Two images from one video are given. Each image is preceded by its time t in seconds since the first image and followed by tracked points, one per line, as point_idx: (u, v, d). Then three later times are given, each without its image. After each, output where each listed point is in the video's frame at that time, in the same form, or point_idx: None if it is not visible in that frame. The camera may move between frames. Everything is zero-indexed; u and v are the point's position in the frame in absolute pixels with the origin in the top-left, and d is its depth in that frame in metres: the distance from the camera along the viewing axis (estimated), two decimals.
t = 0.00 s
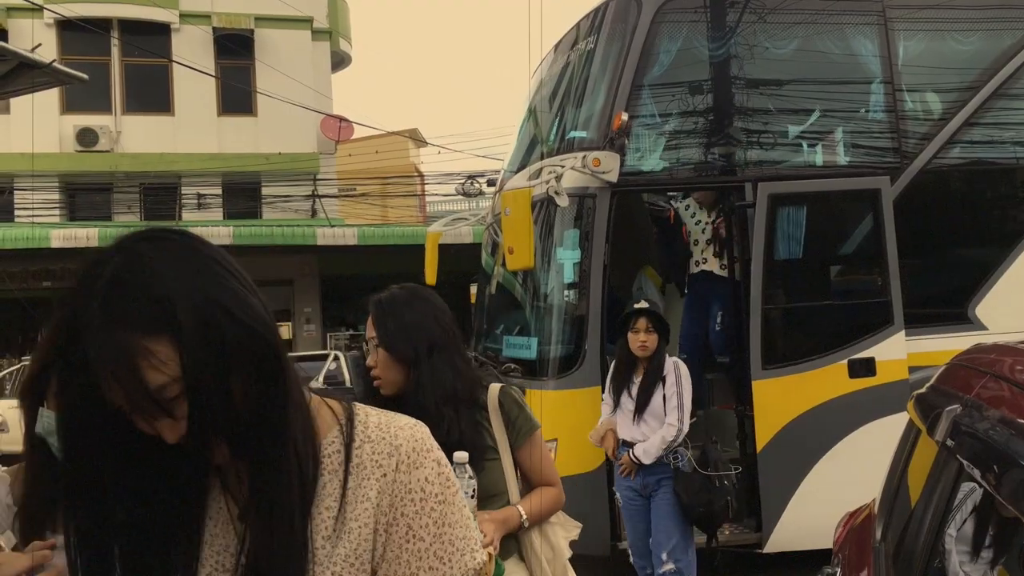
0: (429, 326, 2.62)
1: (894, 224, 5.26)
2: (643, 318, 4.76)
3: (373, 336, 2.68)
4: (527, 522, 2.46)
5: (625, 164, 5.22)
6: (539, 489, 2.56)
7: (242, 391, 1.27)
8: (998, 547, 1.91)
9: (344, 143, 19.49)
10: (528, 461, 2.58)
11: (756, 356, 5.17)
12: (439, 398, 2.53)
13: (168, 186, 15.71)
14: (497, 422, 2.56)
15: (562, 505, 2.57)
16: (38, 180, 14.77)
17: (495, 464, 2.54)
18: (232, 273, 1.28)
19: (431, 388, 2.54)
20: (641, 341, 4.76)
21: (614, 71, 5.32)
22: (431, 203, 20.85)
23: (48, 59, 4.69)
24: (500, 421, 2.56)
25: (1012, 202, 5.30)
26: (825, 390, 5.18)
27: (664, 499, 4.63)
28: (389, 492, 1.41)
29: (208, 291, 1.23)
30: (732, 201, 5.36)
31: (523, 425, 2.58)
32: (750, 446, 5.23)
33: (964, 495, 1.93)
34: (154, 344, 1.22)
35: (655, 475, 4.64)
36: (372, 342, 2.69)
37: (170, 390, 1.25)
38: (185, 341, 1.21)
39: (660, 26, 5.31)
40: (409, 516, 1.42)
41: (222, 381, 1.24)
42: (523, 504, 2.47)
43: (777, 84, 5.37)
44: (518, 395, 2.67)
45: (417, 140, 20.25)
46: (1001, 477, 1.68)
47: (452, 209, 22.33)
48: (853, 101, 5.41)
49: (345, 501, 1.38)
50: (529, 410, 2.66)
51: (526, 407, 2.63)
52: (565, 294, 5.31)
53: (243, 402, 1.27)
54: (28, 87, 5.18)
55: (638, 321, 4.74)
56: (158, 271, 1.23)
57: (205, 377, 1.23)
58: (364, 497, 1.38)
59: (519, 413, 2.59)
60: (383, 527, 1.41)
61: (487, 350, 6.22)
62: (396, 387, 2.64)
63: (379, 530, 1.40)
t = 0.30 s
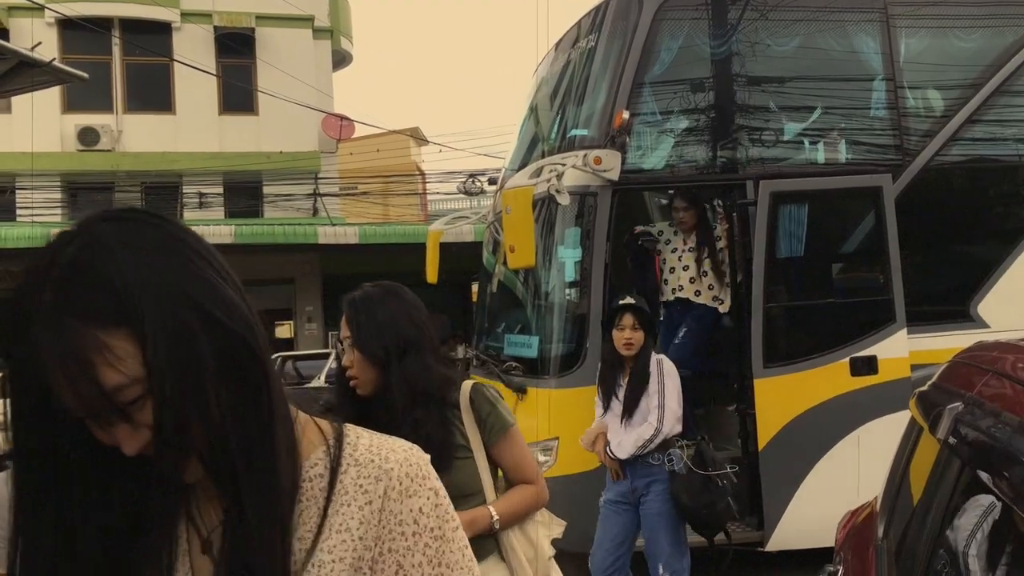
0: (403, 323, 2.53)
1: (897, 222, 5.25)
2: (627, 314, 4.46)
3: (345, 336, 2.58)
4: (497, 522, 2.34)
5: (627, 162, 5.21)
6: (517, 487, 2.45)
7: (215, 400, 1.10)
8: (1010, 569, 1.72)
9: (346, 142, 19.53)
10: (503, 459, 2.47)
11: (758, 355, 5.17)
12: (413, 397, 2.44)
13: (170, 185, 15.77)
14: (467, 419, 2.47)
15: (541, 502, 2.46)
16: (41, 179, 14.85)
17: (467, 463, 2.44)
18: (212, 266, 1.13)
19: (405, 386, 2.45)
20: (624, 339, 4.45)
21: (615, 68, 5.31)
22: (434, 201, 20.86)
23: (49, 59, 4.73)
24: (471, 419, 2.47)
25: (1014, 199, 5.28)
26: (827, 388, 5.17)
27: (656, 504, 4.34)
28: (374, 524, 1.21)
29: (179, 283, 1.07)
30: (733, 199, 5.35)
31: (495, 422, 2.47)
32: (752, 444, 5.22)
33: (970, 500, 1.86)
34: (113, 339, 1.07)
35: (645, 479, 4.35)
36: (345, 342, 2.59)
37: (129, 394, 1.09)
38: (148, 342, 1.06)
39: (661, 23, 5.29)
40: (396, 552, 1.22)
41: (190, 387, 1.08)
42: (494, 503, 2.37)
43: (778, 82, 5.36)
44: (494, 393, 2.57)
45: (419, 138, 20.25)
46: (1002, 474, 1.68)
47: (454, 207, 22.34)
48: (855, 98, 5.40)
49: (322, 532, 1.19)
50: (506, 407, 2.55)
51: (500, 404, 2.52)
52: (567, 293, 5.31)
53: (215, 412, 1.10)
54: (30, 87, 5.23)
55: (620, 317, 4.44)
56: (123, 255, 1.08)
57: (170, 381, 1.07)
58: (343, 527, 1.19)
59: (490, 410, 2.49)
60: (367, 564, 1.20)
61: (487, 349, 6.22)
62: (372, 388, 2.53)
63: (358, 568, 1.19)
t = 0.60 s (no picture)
0: (387, 325, 2.34)
1: (899, 220, 5.25)
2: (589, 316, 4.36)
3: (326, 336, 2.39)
4: (473, 532, 2.14)
5: (629, 160, 5.20)
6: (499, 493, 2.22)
7: (152, 403, 0.96)
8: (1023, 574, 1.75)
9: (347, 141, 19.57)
10: (484, 464, 2.23)
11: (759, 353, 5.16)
12: (395, 405, 2.27)
13: (171, 184, 15.81)
14: (449, 420, 2.25)
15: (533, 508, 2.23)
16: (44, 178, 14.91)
17: (447, 468, 2.23)
18: (159, 254, 0.99)
19: (388, 392, 2.28)
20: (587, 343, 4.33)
21: (617, 66, 5.29)
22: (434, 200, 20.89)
23: (51, 56, 4.70)
24: (448, 423, 2.24)
25: (1017, 197, 5.27)
26: (829, 386, 5.16)
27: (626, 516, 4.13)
28: (334, 548, 1.12)
29: (111, 266, 0.94)
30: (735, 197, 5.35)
31: (472, 424, 2.23)
32: (754, 443, 5.22)
33: (999, 531, 1.75)
34: (30, 330, 0.95)
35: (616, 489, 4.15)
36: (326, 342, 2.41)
37: (49, 393, 0.96)
38: (70, 337, 0.93)
39: (663, 21, 5.28)
40: None
41: (122, 389, 0.95)
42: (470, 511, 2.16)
43: (780, 80, 5.35)
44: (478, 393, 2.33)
45: (420, 137, 20.28)
46: (1005, 473, 1.67)
47: (454, 206, 22.38)
48: (857, 96, 5.39)
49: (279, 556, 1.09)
50: (490, 407, 2.31)
51: (482, 405, 2.28)
52: (569, 291, 5.30)
53: (151, 416, 0.96)
54: (32, 83, 5.21)
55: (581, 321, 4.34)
56: (49, 234, 0.95)
57: (97, 381, 0.93)
58: (302, 552, 1.09)
59: (467, 412, 2.25)
60: None
61: (488, 348, 6.23)
62: (355, 394, 2.36)
63: None
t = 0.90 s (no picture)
0: (377, 321, 2.16)
1: (903, 219, 5.24)
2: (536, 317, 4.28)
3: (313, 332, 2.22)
4: (449, 542, 2.03)
5: (632, 159, 5.20)
6: (482, 502, 2.10)
7: (75, 400, 0.88)
8: None
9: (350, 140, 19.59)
10: (465, 471, 2.11)
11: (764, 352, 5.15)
12: (384, 408, 2.11)
13: (175, 184, 15.83)
14: (430, 423, 2.13)
15: (513, 520, 2.09)
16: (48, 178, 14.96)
17: (428, 473, 2.12)
18: (87, 241, 0.93)
19: (376, 393, 2.12)
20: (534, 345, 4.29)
21: (620, 65, 5.29)
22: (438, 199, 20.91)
23: (55, 56, 4.71)
24: (429, 426, 2.13)
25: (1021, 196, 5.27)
26: (833, 386, 5.15)
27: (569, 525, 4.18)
28: None
29: (33, 253, 0.88)
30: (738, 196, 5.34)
31: (454, 428, 2.11)
32: (757, 442, 5.21)
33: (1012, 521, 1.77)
34: None
35: (560, 498, 4.19)
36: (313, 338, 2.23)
37: None
38: None
39: (666, 20, 5.27)
40: None
41: (37, 382, 0.86)
42: (447, 520, 2.05)
43: (784, 78, 5.34)
44: (464, 396, 2.21)
45: (423, 136, 20.28)
46: (1009, 472, 1.67)
47: (457, 205, 22.41)
48: (861, 94, 5.38)
49: None
50: (475, 410, 2.19)
51: (464, 407, 2.15)
52: (572, 290, 5.30)
53: (72, 428, 0.88)
54: (37, 83, 5.22)
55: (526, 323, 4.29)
56: None
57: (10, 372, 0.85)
58: None
59: (449, 416, 2.12)
60: None
61: (492, 347, 6.22)
62: (346, 392, 2.18)
63: None
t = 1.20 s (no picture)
0: (370, 321, 2.01)
1: (904, 219, 5.23)
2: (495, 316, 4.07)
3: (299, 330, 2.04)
4: (424, 559, 1.95)
5: (633, 159, 5.20)
6: (462, 520, 2.00)
7: None
8: None
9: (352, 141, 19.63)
10: (446, 485, 1.99)
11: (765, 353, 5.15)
12: (374, 413, 1.97)
13: (176, 184, 15.85)
14: (414, 433, 1.99)
15: (493, 542, 1.99)
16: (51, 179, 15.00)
17: (408, 485, 1.99)
18: None
19: (367, 397, 1.97)
20: (492, 346, 4.08)
21: (621, 66, 5.28)
22: (440, 200, 20.90)
23: (57, 57, 4.73)
24: (413, 437, 1.99)
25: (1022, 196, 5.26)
26: (834, 386, 5.15)
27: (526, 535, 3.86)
28: None
29: None
30: (740, 196, 5.34)
31: (439, 442, 1.97)
32: (758, 442, 5.21)
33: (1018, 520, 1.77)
34: None
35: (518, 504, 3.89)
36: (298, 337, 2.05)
37: None
38: None
39: (668, 20, 5.27)
40: None
41: None
42: (424, 535, 1.96)
43: (785, 78, 5.33)
44: (454, 406, 2.07)
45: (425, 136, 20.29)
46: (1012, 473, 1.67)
47: (458, 205, 22.43)
48: (863, 94, 5.37)
49: None
50: (462, 423, 2.05)
51: (451, 418, 2.02)
52: (573, 290, 5.29)
53: None
54: (39, 84, 5.24)
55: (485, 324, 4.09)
56: None
57: None
58: None
59: (435, 427, 1.98)
60: None
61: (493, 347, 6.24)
62: (332, 397, 2.02)
63: None
